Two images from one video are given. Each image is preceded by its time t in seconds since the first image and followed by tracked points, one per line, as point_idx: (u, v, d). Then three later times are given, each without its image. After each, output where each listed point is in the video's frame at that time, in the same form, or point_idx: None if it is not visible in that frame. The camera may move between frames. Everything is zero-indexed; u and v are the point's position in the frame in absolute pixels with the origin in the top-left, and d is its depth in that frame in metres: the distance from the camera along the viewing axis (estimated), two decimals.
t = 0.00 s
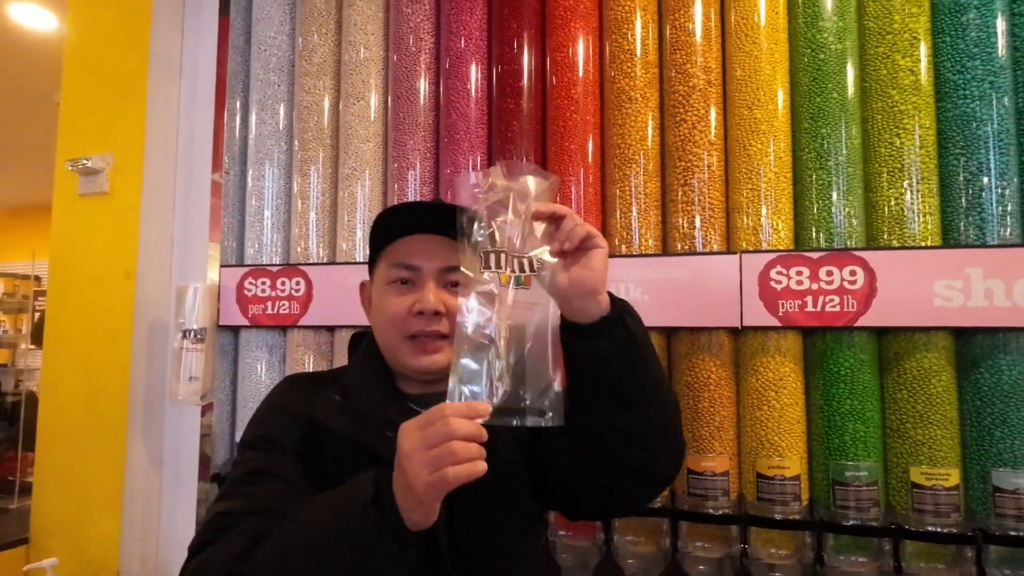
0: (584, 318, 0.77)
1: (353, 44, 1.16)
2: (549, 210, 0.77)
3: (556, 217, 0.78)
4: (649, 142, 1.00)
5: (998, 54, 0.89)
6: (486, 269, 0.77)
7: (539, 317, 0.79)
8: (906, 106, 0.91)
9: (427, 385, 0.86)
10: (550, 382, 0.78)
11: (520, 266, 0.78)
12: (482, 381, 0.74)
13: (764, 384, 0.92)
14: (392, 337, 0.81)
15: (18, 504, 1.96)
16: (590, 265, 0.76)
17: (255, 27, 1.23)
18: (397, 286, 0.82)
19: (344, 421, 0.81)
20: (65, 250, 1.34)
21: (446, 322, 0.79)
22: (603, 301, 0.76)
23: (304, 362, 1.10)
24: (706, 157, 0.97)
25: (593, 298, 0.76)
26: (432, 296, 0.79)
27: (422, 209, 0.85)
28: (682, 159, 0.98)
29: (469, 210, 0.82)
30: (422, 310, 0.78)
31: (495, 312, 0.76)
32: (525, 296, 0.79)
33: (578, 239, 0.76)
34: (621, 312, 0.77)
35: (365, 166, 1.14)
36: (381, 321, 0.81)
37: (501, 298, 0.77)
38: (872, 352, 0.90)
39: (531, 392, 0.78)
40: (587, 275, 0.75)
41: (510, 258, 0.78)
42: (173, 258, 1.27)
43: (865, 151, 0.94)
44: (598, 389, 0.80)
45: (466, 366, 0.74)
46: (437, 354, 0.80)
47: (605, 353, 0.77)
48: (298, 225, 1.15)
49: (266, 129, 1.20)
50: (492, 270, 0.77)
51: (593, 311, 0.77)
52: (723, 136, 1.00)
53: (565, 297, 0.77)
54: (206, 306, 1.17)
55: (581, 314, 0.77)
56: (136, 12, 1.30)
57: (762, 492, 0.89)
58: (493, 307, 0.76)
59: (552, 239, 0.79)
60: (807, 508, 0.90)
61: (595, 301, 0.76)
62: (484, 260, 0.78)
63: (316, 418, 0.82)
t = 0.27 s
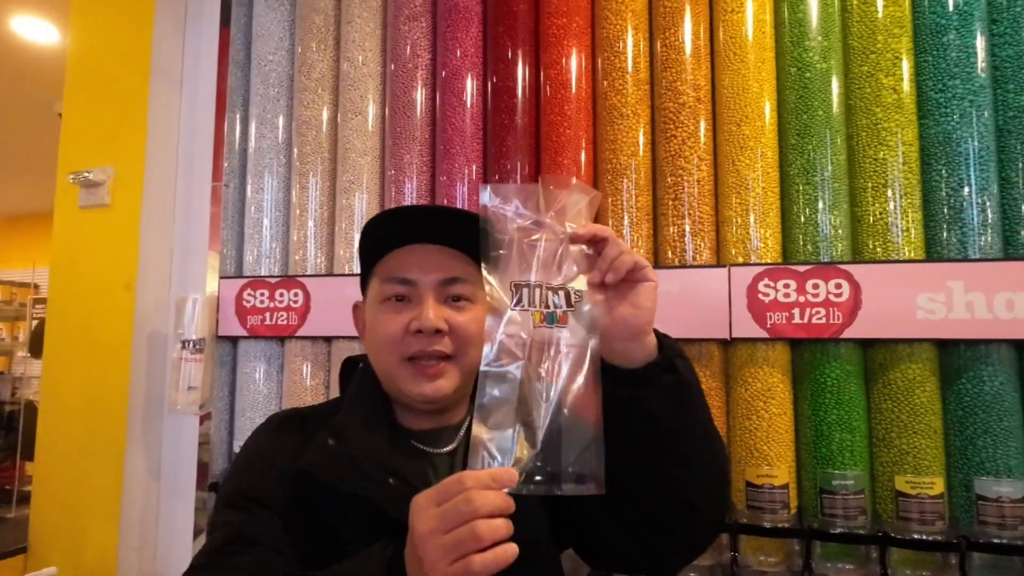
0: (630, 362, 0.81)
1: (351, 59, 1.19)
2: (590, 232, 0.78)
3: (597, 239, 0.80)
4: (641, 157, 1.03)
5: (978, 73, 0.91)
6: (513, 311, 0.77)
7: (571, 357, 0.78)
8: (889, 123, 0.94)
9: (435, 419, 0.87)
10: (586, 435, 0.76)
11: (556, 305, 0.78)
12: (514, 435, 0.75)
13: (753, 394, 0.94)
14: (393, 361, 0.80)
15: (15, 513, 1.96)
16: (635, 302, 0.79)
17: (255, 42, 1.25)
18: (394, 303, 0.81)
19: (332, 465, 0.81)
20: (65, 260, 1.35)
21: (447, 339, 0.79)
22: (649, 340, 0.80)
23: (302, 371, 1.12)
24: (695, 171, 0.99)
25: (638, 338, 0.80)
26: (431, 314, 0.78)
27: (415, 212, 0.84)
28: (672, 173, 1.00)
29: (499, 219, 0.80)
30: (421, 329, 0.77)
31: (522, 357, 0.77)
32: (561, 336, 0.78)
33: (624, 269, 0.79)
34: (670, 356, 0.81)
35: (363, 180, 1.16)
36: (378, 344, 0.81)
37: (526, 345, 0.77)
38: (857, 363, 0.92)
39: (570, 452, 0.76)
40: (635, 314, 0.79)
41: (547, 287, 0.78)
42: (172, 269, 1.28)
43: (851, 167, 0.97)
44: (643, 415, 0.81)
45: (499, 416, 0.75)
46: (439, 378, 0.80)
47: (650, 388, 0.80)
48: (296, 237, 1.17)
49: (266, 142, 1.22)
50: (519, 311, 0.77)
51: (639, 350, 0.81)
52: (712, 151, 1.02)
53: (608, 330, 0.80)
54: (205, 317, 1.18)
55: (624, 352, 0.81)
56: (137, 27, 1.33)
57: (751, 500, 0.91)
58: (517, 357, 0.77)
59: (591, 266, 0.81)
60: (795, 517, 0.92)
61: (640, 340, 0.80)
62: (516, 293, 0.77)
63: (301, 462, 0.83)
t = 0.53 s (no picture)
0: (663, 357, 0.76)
1: (347, 70, 1.20)
2: (605, 214, 0.74)
3: (613, 219, 0.75)
4: (632, 167, 1.04)
5: (960, 86, 0.94)
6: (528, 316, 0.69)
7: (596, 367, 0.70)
8: (874, 134, 0.96)
9: (437, 433, 0.81)
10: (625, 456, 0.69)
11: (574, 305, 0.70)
12: (538, 461, 0.66)
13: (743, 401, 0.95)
14: (391, 359, 0.74)
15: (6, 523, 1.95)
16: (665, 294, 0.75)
17: (251, 53, 1.27)
18: (391, 292, 0.75)
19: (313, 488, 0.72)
20: (59, 267, 1.36)
21: (451, 334, 0.73)
22: (684, 333, 0.75)
23: (296, 379, 1.13)
24: (686, 182, 1.01)
25: (671, 331, 0.75)
26: (433, 303, 0.72)
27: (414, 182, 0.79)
28: (663, 183, 1.02)
29: (501, 204, 0.74)
30: (422, 321, 0.71)
31: (541, 370, 0.68)
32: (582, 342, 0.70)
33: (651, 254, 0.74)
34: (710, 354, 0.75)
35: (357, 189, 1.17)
36: (373, 340, 0.74)
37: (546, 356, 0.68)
38: (845, 370, 0.93)
39: (606, 477, 0.67)
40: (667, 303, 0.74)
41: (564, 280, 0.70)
42: (167, 276, 1.28)
43: (838, 177, 0.99)
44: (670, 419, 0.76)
45: (521, 440, 0.66)
46: (444, 377, 0.73)
47: (683, 390, 0.75)
48: (291, 245, 1.18)
49: (261, 152, 1.23)
50: (534, 314, 0.69)
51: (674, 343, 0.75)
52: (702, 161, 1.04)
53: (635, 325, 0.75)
54: (199, 325, 1.18)
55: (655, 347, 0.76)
56: (134, 37, 1.34)
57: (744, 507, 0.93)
58: (537, 372, 0.68)
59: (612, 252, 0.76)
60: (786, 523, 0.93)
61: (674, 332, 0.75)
62: (529, 290, 0.69)
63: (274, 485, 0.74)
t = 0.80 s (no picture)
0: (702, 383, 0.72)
1: (339, 76, 1.21)
2: (640, 209, 0.68)
3: (647, 215, 0.70)
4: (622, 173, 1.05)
5: (943, 96, 0.95)
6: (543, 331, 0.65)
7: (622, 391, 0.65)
8: (859, 143, 0.97)
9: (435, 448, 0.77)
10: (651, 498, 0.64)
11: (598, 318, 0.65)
12: (557, 499, 0.62)
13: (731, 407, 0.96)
14: (387, 368, 0.70)
15: None
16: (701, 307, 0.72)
17: (243, 59, 1.27)
18: (387, 293, 0.71)
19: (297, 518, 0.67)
20: (50, 272, 1.35)
21: (453, 339, 0.68)
22: (726, 352, 0.71)
23: (287, 384, 1.13)
24: (675, 189, 1.02)
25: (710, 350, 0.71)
26: (431, 309, 0.67)
27: (397, 171, 0.75)
28: (653, 191, 1.03)
29: (515, 196, 0.68)
30: (419, 328, 0.67)
31: (560, 394, 0.64)
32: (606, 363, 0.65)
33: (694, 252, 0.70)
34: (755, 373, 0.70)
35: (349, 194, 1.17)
36: (365, 347, 0.70)
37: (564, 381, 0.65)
38: (832, 375, 0.95)
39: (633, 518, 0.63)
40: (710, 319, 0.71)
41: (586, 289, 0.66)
42: (159, 280, 1.27)
43: (824, 185, 1.00)
44: (703, 442, 0.71)
45: (537, 471, 0.62)
46: (445, 387, 0.69)
47: (725, 416, 0.70)
48: (283, 251, 1.18)
49: (253, 157, 1.23)
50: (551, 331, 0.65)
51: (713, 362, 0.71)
52: (691, 168, 1.05)
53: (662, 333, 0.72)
54: (190, 329, 1.18)
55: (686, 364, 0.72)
56: (126, 42, 1.34)
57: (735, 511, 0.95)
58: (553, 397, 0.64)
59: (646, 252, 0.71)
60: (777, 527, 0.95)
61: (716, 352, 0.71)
62: (551, 299, 0.65)
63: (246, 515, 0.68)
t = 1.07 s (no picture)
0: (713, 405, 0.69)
1: (330, 78, 1.20)
2: (655, 214, 0.65)
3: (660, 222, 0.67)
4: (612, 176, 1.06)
5: (929, 101, 0.96)
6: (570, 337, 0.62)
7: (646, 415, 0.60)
8: (847, 147, 0.98)
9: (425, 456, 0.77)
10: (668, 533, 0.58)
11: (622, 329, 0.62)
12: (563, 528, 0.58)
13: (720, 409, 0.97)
14: (380, 375, 0.69)
15: None
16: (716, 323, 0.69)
17: (234, 60, 1.27)
18: (382, 297, 0.70)
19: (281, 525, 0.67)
20: (36, 274, 1.34)
21: (448, 346, 0.68)
22: (738, 373, 0.68)
23: (276, 387, 1.12)
24: (664, 192, 1.03)
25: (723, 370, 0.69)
26: (427, 314, 0.67)
27: (382, 172, 0.75)
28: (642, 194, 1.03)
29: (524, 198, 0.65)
30: (415, 334, 0.67)
31: (574, 412, 0.60)
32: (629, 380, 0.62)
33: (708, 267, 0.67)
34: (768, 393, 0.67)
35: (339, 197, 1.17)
36: (359, 352, 0.70)
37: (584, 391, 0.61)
38: (820, 378, 0.95)
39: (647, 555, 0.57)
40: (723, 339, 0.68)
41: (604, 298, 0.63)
42: (148, 283, 1.27)
43: (812, 189, 1.01)
44: (717, 467, 0.68)
45: (542, 493, 0.58)
46: (439, 395, 0.69)
47: (738, 437, 0.67)
48: (272, 253, 1.17)
49: (243, 159, 1.23)
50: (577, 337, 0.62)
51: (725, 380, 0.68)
52: (680, 171, 1.05)
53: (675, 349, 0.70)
54: (178, 332, 1.17)
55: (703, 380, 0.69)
56: (115, 43, 1.33)
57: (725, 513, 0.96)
58: (571, 406, 0.60)
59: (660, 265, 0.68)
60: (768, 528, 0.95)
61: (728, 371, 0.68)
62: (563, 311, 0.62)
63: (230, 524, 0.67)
